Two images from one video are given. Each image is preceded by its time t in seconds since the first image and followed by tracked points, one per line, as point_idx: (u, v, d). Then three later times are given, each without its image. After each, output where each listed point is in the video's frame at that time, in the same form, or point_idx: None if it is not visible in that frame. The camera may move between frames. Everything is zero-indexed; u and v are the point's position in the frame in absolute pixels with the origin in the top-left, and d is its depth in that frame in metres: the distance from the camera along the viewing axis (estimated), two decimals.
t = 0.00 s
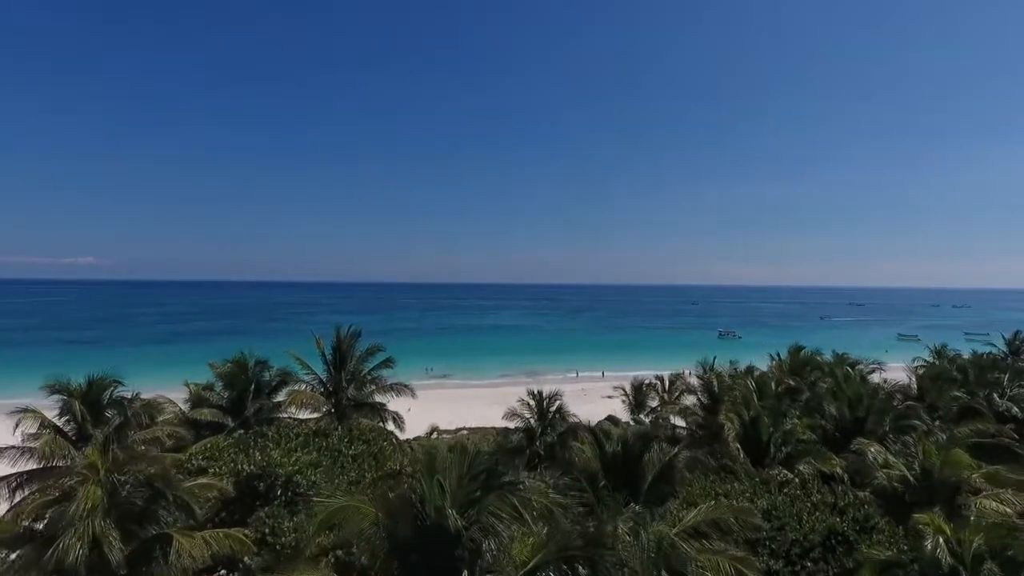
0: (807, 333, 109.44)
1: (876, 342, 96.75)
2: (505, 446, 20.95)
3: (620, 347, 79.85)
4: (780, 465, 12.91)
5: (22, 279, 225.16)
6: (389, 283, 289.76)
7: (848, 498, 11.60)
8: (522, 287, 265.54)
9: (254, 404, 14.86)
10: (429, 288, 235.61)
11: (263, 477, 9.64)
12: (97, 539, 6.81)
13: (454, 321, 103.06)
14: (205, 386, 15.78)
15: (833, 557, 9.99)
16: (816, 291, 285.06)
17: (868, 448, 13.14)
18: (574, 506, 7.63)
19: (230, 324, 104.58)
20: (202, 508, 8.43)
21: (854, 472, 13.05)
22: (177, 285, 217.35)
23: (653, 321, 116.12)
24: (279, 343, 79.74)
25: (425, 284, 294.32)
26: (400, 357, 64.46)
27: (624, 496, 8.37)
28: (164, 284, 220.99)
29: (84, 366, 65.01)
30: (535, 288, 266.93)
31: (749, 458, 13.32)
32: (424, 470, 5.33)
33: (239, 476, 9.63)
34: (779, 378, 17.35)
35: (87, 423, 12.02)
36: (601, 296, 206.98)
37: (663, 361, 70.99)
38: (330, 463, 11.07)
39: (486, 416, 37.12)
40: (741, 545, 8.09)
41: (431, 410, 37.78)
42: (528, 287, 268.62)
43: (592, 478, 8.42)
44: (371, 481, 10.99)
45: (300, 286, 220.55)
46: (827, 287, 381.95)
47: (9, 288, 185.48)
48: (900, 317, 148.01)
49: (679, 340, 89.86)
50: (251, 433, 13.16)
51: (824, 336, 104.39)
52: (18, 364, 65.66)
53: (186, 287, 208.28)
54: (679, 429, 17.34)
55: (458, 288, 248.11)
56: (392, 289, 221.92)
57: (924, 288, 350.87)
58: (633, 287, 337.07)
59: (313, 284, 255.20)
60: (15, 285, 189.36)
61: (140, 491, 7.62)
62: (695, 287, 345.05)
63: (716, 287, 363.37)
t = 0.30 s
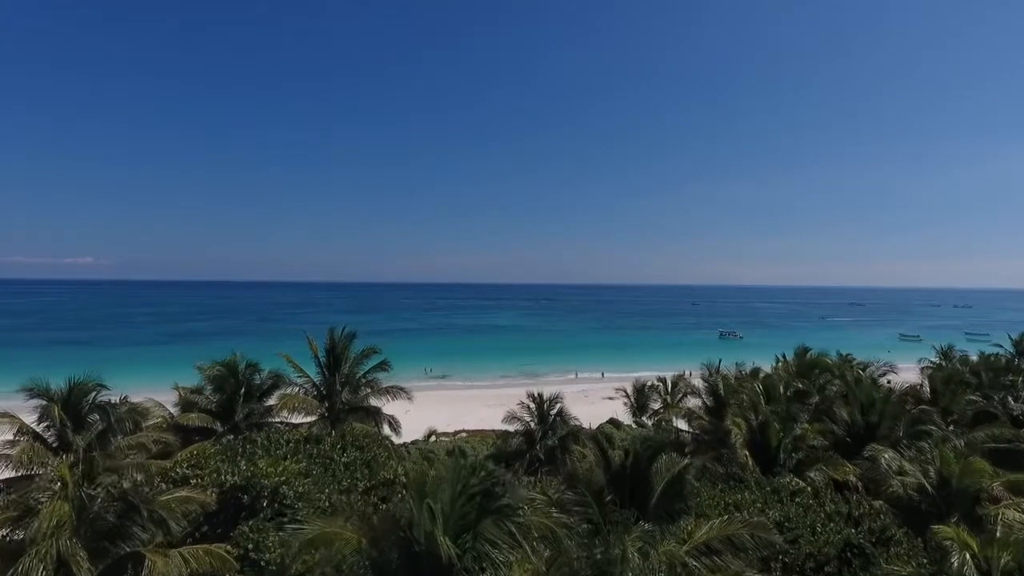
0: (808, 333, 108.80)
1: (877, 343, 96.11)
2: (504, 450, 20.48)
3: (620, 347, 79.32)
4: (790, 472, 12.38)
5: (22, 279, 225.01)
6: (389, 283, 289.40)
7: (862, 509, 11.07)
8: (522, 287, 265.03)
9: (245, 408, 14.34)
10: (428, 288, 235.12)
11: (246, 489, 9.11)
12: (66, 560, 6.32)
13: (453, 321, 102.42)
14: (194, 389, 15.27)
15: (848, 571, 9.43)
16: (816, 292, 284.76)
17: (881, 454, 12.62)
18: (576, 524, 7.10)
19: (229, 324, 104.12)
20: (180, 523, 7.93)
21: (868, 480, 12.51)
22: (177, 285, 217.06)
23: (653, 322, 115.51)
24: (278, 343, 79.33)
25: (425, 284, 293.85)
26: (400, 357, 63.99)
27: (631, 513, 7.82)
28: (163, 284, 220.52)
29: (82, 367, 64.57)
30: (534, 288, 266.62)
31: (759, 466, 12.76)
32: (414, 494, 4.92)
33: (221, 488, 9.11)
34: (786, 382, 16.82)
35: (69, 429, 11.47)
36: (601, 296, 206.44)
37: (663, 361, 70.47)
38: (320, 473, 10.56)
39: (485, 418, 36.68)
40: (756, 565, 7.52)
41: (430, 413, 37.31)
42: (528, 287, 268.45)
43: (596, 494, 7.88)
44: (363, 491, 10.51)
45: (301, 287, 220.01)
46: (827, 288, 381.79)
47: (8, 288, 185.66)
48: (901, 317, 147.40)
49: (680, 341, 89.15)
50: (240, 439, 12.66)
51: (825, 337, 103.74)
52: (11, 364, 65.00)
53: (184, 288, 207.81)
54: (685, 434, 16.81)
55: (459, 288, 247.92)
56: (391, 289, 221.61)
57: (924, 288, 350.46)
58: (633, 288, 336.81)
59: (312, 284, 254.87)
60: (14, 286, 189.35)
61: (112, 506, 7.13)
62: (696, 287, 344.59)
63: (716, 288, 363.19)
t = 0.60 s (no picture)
0: (810, 334, 108.06)
1: (880, 343, 95.36)
2: (503, 454, 19.91)
3: (620, 347, 78.71)
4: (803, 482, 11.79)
5: (21, 280, 224.21)
6: (389, 283, 288.87)
7: (881, 520, 10.46)
8: (522, 287, 264.49)
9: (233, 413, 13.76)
10: (428, 288, 234.46)
11: (226, 504, 8.48)
12: None
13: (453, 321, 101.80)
14: (181, 392, 14.69)
15: None
16: (817, 291, 284.09)
17: (899, 462, 12.00)
18: (582, 549, 6.52)
19: (228, 324, 103.60)
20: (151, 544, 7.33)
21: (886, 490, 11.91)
22: (177, 285, 216.36)
23: (654, 322, 114.82)
24: (278, 343, 78.81)
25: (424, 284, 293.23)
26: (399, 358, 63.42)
27: (642, 535, 7.22)
28: (162, 284, 219.75)
29: (80, 367, 63.98)
30: (534, 288, 265.94)
31: (772, 476, 12.15)
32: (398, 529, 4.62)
33: (199, 503, 8.53)
34: (796, 385, 16.19)
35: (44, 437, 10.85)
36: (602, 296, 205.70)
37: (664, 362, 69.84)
38: (308, 484, 9.99)
39: (484, 420, 36.10)
40: None
41: (428, 415, 36.74)
42: (528, 287, 267.78)
43: (605, 513, 7.27)
44: (353, 504, 9.91)
45: (301, 287, 219.42)
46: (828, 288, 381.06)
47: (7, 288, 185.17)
48: (903, 317, 146.65)
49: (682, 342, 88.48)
50: (226, 447, 12.07)
51: (827, 337, 103.04)
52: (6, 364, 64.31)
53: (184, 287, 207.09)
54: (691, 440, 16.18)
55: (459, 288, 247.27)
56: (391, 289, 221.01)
57: (925, 287, 350.09)
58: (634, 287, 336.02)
59: (312, 284, 254.10)
60: (13, 285, 188.83)
61: (74, 526, 6.58)
62: (697, 287, 343.35)
63: (716, 288, 362.58)
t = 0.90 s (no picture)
0: (811, 334, 107.53)
1: (882, 343, 94.69)
2: (503, 459, 19.38)
3: (621, 348, 78.15)
4: (816, 491, 11.26)
5: (20, 280, 223.57)
6: (390, 283, 288.46)
7: (900, 533, 9.87)
8: (523, 287, 264.08)
9: (221, 418, 13.22)
10: (428, 288, 233.97)
11: (203, 520, 7.88)
12: None
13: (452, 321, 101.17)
14: (167, 396, 14.16)
15: None
16: (817, 292, 283.71)
17: (916, 471, 11.41)
18: None
19: (227, 324, 103.12)
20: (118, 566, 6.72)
21: (903, 499, 11.34)
22: (177, 285, 215.79)
23: (655, 322, 114.18)
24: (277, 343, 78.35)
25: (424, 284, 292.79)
26: (399, 358, 62.89)
27: (651, 560, 6.66)
28: (162, 284, 219.24)
29: (78, 367, 63.47)
30: (535, 288, 265.55)
31: (783, 484, 11.62)
32: None
33: (176, 520, 7.93)
34: (805, 388, 15.65)
35: (19, 446, 10.27)
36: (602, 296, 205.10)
37: (665, 362, 69.15)
38: (296, 495, 9.43)
39: (484, 422, 35.54)
40: None
41: (426, 418, 36.15)
42: (528, 287, 267.29)
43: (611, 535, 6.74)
44: (343, 517, 9.35)
45: (301, 287, 218.84)
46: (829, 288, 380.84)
47: (8, 288, 185.15)
48: (904, 317, 146.10)
49: (682, 342, 87.83)
50: (211, 455, 11.54)
51: (828, 337, 102.42)
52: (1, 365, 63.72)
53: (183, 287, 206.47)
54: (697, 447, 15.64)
55: (459, 287, 247.11)
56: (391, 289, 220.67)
57: (926, 287, 349.43)
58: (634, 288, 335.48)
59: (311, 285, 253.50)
60: (13, 286, 188.52)
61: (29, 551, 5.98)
62: (697, 287, 343.42)
63: (716, 288, 362.28)
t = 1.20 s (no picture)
0: (812, 334, 106.93)
1: (884, 343, 94.01)
2: (502, 464, 18.88)
3: (621, 348, 77.54)
4: (831, 502, 10.71)
5: (20, 280, 223.01)
6: (389, 283, 288.05)
7: (919, 547, 9.34)
8: (522, 287, 263.37)
9: (207, 424, 12.69)
10: (427, 288, 233.37)
11: (179, 537, 7.34)
12: None
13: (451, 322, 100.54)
14: (152, 401, 13.60)
15: None
16: (817, 291, 283.25)
17: (935, 480, 10.85)
18: None
19: (226, 324, 102.58)
20: None
21: (921, 509, 10.77)
22: (176, 284, 215.10)
23: (655, 323, 113.51)
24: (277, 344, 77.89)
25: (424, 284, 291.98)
26: (398, 359, 62.40)
27: None
28: (160, 283, 218.39)
29: (76, 367, 63.02)
30: (535, 287, 265.04)
31: (795, 494, 11.11)
32: None
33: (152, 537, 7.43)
34: (816, 393, 15.13)
35: None
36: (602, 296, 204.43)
37: (667, 363, 68.54)
38: (281, 508, 8.88)
39: (482, 424, 34.95)
40: None
41: (423, 420, 35.55)
42: (528, 287, 266.47)
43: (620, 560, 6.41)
44: (332, 531, 8.78)
45: (300, 286, 218.13)
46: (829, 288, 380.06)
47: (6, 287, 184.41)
48: (905, 317, 145.50)
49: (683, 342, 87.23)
50: (195, 463, 10.99)
51: (830, 338, 101.80)
52: None
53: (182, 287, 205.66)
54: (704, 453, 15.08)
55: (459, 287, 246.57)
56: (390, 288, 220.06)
57: (927, 288, 348.89)
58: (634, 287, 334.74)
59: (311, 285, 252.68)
60: (11, 285, 187.69)
61: None
62: (697, 287, 343.01)
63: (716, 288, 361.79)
